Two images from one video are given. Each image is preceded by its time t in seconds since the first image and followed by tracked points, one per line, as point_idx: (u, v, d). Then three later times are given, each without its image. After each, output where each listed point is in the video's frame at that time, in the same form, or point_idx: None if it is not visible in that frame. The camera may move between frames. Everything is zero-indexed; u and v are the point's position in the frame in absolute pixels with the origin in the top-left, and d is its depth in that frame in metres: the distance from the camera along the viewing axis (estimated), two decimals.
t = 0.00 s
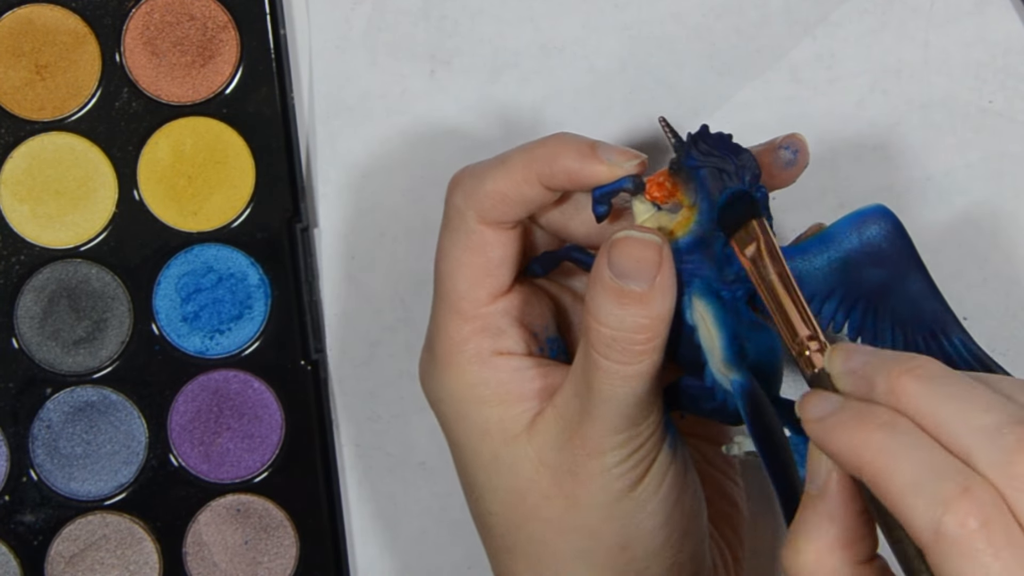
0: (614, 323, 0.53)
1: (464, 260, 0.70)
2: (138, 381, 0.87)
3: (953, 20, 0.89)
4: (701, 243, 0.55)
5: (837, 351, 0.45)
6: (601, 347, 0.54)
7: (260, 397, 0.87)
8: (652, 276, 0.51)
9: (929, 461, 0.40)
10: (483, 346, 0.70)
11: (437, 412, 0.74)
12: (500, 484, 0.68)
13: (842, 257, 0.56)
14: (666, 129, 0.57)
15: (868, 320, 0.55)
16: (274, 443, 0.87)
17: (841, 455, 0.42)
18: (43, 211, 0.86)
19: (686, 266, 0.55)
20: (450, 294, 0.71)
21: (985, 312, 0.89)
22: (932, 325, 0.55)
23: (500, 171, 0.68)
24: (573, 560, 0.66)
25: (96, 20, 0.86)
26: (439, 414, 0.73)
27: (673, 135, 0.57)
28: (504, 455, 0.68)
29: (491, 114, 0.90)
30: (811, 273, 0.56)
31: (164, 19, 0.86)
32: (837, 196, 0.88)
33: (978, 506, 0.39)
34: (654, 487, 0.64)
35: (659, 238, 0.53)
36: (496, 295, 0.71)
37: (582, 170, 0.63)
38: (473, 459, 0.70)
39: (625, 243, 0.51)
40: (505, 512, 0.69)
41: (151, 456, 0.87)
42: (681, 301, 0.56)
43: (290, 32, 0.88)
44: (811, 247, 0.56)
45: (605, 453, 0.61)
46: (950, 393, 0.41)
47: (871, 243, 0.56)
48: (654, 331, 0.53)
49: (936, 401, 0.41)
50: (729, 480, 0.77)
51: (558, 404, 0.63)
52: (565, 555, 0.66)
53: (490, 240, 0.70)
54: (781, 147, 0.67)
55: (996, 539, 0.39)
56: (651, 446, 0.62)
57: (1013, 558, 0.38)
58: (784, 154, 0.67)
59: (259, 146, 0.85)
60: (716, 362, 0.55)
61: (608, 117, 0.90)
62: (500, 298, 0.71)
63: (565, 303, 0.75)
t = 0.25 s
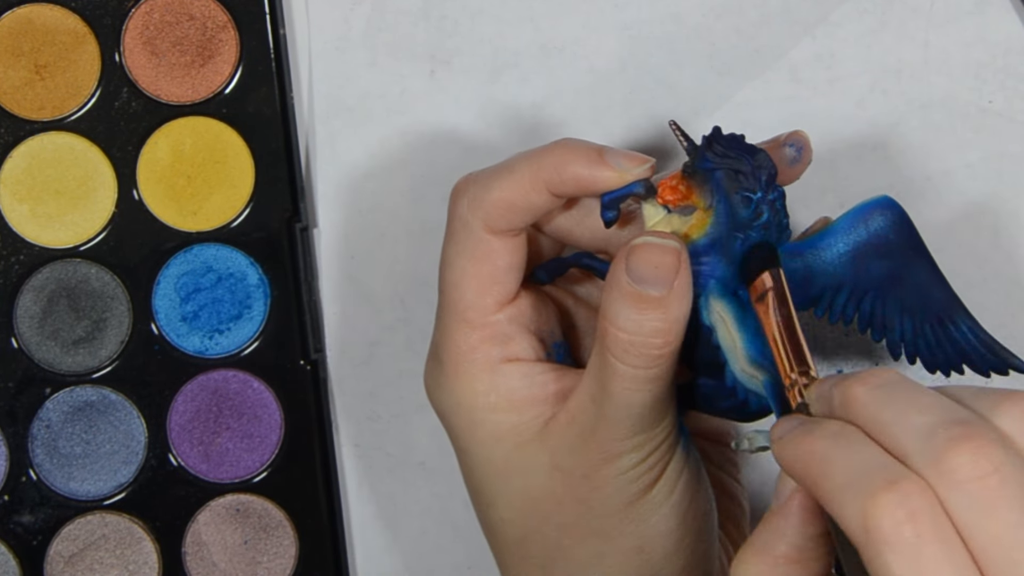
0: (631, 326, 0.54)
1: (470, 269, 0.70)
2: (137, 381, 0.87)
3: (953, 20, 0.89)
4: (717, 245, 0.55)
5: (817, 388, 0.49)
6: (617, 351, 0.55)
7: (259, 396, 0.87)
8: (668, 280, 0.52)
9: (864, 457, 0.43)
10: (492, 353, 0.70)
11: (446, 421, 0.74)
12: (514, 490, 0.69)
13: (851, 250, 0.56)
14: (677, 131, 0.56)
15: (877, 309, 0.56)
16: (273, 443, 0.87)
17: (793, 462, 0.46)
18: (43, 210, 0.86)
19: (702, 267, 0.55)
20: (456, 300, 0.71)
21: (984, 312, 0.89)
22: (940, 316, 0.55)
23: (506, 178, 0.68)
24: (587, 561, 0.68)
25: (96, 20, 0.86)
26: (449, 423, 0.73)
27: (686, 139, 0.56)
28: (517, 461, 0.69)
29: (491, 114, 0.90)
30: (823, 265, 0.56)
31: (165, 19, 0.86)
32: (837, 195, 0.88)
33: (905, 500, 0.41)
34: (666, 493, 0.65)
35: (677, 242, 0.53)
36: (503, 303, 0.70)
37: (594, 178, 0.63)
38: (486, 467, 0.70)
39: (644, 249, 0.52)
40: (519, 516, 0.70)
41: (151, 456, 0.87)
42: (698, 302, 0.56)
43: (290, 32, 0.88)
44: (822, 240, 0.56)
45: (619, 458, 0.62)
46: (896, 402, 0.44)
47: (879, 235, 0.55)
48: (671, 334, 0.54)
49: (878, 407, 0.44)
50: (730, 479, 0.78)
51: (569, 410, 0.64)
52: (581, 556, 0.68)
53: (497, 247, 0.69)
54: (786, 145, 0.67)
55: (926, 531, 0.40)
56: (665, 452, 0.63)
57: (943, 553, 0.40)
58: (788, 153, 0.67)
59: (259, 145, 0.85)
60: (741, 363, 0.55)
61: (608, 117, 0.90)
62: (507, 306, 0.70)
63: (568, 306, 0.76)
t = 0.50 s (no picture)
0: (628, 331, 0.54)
1: (470, 273, 0.70)
2: (137, 381, 0.87)
3: (954, 20, 0.89)
4: (717, 250, 0.55)
5: (840, 315, 0.46)
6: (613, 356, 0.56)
7: (259, 396, 0.87)
8: (666, 286, 0.52)
9: (921, 404, 0.39)
10: (490, 356, 0.70)
11: (444, 423, 0.73)
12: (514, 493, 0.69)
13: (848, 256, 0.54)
14: (677, 135, 0.55)
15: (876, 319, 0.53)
16: (273, 443, 0.87)
17: (841, 402, 0.42)
18: (43, 210, 0.86)
19: (704, 271, 0.55)
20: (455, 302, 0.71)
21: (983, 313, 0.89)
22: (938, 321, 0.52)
23: (506, 181, 0.68)
24: (586, 564, 0.67)
25: (96, 20, 0.86)
26: (448, 424, 0.73)
27: (686, 144, 0.55)
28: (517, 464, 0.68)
29: (490, 114, 0.90)
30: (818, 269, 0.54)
31: (164, 19, 0.86)
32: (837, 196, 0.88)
33: (973, 448, 0.37)
34: (666, 493, 0.64)
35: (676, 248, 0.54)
36: (502, 307, 0.70)
37: (594, 181, 0.63)
38: (485, 469, 0.70)
39: (643, 253, 0.53)
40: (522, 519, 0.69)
41: (151, 456, 0.87)
42: (698, 307, 0.56)
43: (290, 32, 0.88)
44: (818, 247, 0.54)
45: (616, 462, 0.62)
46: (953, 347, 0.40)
47: (879, 242, 0.55)
48: (668, 339, 0.54)
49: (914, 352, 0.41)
50: (729, 481, 0.78)
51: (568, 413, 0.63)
52: (581, 558, 0.67)
53: (497, 250, 0.70)
54: (786, 147, 0.67)
55: (993, 482, 0.37)
56: (666, 452, 0.62)
57: (1009, 507, 0.37)
58: (789, 154, 0.67)
59: (258, 146, 0.85)
60: (737, 369, 0.55)
61: (608, 117, 0.90)
62: (506, 310, 0.71)
63: (567, 308, 0.76)
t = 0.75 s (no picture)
0: (622, 324, 0.53)
1: (469, 265, 0.71)
2: (138, 381, 0.87)
3: (954, 20, 0.88)
4: (713, 247, 0.54)
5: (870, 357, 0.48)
6: (608, 349, 0.54)
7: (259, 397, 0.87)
8: (657, 276, 0.51)
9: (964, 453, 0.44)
10: (489, 349, 0.72)
11: (445, 416, 0.75)
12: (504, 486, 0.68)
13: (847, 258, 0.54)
14: (679, 130, 0.56)
15: (872, 319, 0.55)
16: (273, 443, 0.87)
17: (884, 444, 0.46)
18: (43, 210, 0.86)
19: (697, 268, 0.54)
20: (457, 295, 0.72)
21: (983, 312, 0.89)
22: (938, 327, 0.54)
23: (507, 174, 0.68)
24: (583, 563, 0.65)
25: (96, 20, 0.86)
26: (449, 416, 0.74)
27: (688, 138, 0.56)
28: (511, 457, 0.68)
29: (491, 115, 0.91)
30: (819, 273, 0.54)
31: (165, 19, 0.86)
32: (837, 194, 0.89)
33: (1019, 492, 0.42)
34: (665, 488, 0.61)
35: (667, 237, 0.52)
36: (501, 300, 0.72)
37: (593, 172, 0.65)
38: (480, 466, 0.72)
39: (633, 243, 0.51)
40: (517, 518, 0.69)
41: (152, 456, 0.87)
42: (693, 302, 0.55)
43: (291, 31, 0.88)
44: (820, 246, 0.54)
45: (614, 455, 0.60)
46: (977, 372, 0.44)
47: (878, 244, 0.53)
48: (663, 332, 0.52)
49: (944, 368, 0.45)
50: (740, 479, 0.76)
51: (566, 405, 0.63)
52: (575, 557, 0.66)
53: (497, 242, 0.70)
54: (787, 145, 0.66)
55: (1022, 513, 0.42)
56: (663, 447, 0.60)
57: None
58: (790, 152, 0.66)
59: (259, 147, 0.86)
60: (730, 365, 0.53)
61: (608, 118, 0.90)
62: (505, 302, 0.72)
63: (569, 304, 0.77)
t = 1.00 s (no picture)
0: (589, 319, 0.53)
1: (456, 256, 0.71)
2: (138, 381, 0.87)
3: (953, 20, 0.89)
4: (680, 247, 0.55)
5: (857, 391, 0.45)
6: (576, 344, 0.55)
7: (259, 397, 0.87)
8: (624, 271, 0.51)
9: (961, 503, 0.41)
10: (470, 340, 0.71)
11: (430, 409, 0.75)
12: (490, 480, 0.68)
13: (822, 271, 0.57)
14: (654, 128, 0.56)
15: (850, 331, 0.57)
16: (273, 443, 0.87)
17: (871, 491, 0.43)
18: (43, 210, 0.86)
19: (664, 267, 0.55)
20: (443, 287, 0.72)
21: (985, 312, 0.88)
22: (918, 347, 0.55)
23: (493, 167, 0.68)
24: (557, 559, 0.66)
25: (96, 20, 0.86)
26: (431, 409, 0.74)
27: (660, 134, 0.56)
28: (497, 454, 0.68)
29: (491, 114, 0.90)
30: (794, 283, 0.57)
31: (164, 19, 0.86)
32: (837, 195, 0.88)
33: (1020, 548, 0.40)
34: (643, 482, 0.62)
35: (633, 234, 0.53)
36: (483, 291, 0.72)
37: (574, 167, 0.62)
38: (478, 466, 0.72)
39: (598, 239, 0.52)
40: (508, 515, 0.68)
41: (151, 456, 0.87)
42: (659, 302, 0.55)
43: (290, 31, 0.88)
44: (794, 259, 0.58)
45: (586, 452, 0.61)
46: (987, 432, 0.41)
47: (859, 258, 0.56)
48: (629, 328, 0.53)
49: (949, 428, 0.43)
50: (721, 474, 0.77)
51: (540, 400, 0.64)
52: (549, 554, 0.66)
53: (480, 234, 0.71)
54: (774, 156, 0.69)
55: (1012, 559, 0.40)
56: (630, 444, 0.61)
57: None
58: (777, 162, 0.68)
59: (259, 147, 0.85)
60: (685, 365, 0.53)
61: (608, 118, 0.90)
62: (487, 294, 0.72)
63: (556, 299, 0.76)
